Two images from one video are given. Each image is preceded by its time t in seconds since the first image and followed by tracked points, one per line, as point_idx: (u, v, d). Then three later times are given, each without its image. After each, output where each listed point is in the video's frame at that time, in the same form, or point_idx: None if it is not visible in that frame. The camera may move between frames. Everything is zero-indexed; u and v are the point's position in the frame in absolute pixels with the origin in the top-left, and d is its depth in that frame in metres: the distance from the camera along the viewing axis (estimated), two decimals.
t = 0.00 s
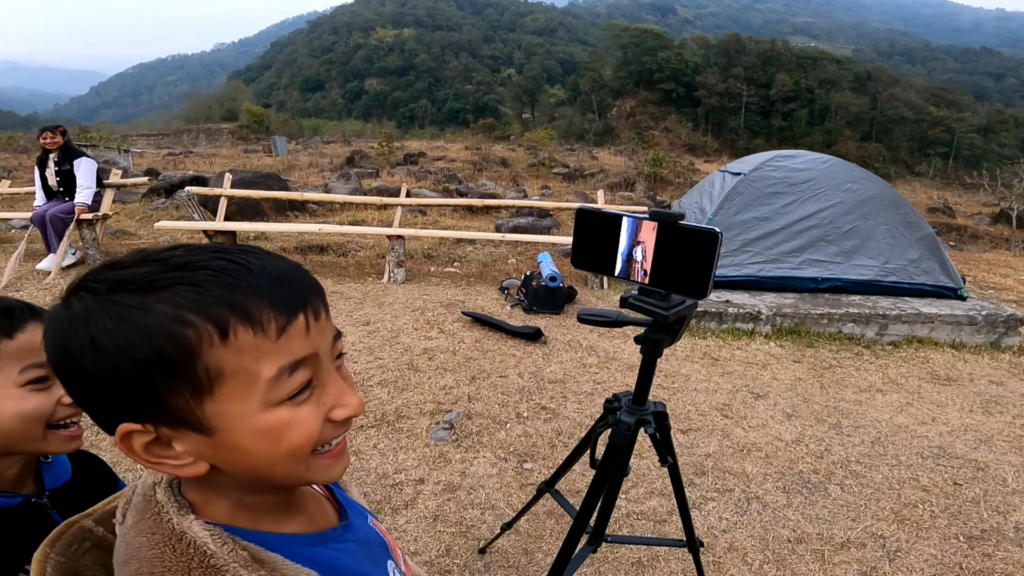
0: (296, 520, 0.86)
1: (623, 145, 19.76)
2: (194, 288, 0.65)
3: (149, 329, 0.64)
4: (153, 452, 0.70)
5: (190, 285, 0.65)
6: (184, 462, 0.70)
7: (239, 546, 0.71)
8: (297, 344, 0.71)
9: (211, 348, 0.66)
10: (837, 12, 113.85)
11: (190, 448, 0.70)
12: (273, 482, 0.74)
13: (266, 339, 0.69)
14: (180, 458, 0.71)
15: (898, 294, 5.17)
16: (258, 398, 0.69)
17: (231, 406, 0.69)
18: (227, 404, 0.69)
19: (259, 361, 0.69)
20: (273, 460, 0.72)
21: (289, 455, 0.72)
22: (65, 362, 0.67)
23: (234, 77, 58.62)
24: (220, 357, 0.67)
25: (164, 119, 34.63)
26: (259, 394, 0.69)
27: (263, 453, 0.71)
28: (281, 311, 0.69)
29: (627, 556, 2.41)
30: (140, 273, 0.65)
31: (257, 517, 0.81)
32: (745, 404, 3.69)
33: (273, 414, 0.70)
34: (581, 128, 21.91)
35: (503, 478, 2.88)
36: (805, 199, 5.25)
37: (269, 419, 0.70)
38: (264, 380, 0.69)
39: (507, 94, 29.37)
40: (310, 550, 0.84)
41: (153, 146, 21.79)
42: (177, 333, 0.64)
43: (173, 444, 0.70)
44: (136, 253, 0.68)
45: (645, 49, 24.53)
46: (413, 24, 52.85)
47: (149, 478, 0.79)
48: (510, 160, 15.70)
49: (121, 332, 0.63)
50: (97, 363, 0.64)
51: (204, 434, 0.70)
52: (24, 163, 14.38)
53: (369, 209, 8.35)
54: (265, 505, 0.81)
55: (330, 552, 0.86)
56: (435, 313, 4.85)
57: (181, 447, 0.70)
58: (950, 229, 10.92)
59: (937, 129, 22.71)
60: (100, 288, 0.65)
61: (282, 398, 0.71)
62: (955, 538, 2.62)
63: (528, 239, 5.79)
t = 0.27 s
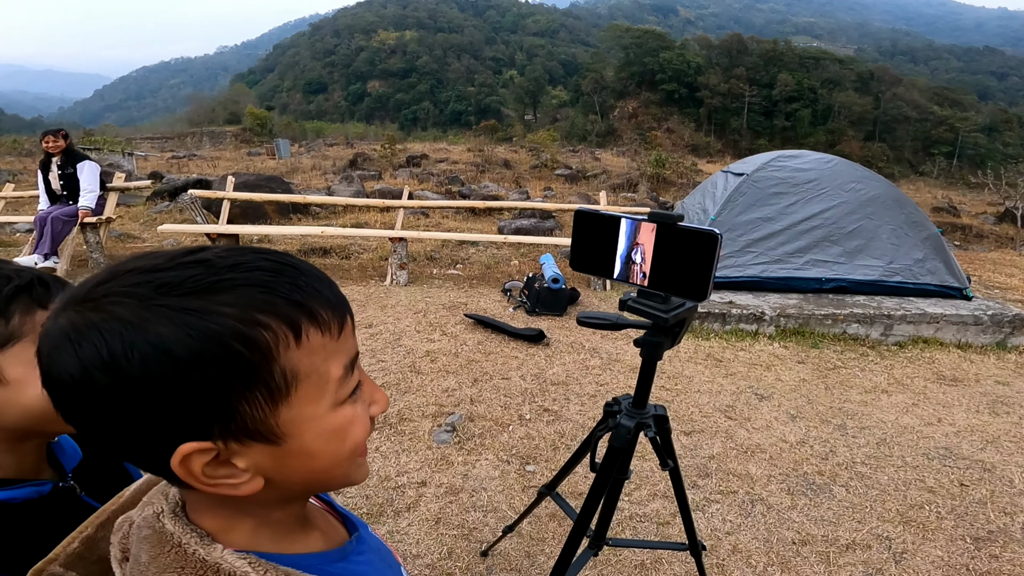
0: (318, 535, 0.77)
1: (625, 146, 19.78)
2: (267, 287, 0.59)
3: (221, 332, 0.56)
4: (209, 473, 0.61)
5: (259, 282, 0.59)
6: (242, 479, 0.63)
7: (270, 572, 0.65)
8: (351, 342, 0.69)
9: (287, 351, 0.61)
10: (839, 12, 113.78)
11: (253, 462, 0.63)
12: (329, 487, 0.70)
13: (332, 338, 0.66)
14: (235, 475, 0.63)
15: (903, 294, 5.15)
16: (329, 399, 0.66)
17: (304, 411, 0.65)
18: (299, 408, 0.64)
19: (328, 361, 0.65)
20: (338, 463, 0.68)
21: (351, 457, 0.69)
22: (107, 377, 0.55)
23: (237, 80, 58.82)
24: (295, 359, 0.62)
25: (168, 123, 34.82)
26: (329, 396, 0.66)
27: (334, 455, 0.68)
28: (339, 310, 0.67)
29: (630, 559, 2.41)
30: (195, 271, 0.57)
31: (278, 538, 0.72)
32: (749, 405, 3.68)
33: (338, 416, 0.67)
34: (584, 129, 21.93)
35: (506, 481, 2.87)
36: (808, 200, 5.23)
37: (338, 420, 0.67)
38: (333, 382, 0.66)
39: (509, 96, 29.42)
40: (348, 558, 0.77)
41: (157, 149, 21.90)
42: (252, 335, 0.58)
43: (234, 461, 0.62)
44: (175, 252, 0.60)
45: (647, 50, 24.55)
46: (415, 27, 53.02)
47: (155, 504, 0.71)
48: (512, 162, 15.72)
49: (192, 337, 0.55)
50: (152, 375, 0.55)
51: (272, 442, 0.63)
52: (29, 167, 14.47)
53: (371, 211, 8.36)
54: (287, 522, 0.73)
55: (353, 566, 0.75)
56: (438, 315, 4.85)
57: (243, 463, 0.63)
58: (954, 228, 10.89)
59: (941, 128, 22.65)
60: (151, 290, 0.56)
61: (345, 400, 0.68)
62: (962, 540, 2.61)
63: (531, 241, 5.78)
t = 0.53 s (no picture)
0: (337, 547, 0.77)
1: (625, 148, 19.80)
2: (285, 294, 0.59)
3: (247, 342, 0.55)
4: (243, 488, 0.61)
5: (277, 290, 0.59)
6: (277, 492, 0.62)
7: None
8: (367, 344, 0.69)
9: (312, 357, 0.61)
10: (838, 13, 113.96)
11: (286, 474, 0.63)
12: (358, 492, 0.70)
13: (350, 341, 0.66)
14: (269, 487, 0.62)
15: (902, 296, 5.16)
16: (354, 403, 0.66)
17: (332, 416, 0.64)
18: (328, 414, 0.64)
19: (351, 365, 0.65)
20: (367, 466, 0.69)
21: (378, 459, 0.69)
22: (131, 397, 0.54)
23: (237, 83, 58.95)
24: (321, 364, 0.62)
25: (169, 127, 34.92)
26: (355, 399, 0.66)
27: (363, 458, 0.68)
28: (354, 313, 0.67)
29: (628, 562, 2.41)
30: (211, 284, 0.57)
31: (306, 552, 0.73)
32: (748, 408, 3.68)
33: (364, 420, 0.67)
34: (584, 132, 21.97)
35: (504, 484, 2.88)
36: (807, 202, 5.23)
37: (364, 424, 0.67)
38: (358, 384, 0.66)
39: (509, 99, 29.47)
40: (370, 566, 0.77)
41: (158, 153, 21.96)
42: (279, 344, 0.58)
43: (269, 473, 0.62)
44: (184, 266, 0.59)
45: (646, 52, 24.60)
46: (415, 30, 53.17)
47: (172, 525, 0.69)
48: (513, 165, 15.74)
49: (220, 350, 0.54)
50: (179, 394, 0.54)
51: (303, 451, 0.63)
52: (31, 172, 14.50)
53: (372, 215, 8.38)
54: (311, 531, 0.73)
55: None
56: (437, 320, 4.86)
57: (277, 475, 0.62)
58: (955, 229, 10.87)
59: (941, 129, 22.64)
60: (169, 306, 0.54)
61: (369, 402, 0.68)
62: (961, 542, 2.61)
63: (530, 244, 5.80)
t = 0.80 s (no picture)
0: (360, 559, 0.77)
1: (626, 149, 19.79)
2: (309, 293, 0.59)
3: (276, 344, 0.55)
4: (273, 497, 0.60)
5: (302, 289, 0.58)
6: (306, 501, 0.62)
7: None
8: (390, 344, 0.69)
9: (339, 357, 0.60)
10: (839, 13, 114.01)
11: (316, 481, 0.62)
12: (385, 497, 0.69)
13: (374, 340, 0.65)
14: (299, 497, 0.62)
15: (906, 296, 5.15)
16: (381, 405, 0.66)
17: (359, 420, 0.64)
18: (355, 419, 0.64)
19: (376, 366, 0.65)
20: (394, 471, 0.68)
21: (405, 462, 0.69)
22: (158, 404, 0.53)
23: (238, 85, 59.08)
24: (347, 365, 0.61)
25: (171, 128, 34.98)
26: (381, 401, 0.66)
27: (391, 462, 0.68)
28: (376, 312, 0.67)
29: (632, 564, 2.40)
30: (235, 284, 0.56)
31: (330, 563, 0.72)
32: (751, 409, 3.67)
33: (390, 422, 0.67)
34: (585, 133, 21.97)
35: (506, 486, 2.87)
36: (810, 202, 5.23)
37: (390, 427, 0.67)
38: (382, 386, 0.66)
39: (510, 99, 29.49)
40: None
41: (161, 155, 22.02)
42: (306, 344, 0.57)
43: (298, 482, 0.61)
44: (204, 268, 0.58)
45: (647, 53, 24.60)
46: (416, 31, 53.25)
47: (191, 540, 0.68)
48: (514, 166, 15.74)
49: (249, 353, 0.54)
50: (203, 398, 0.53)
51: (332, 456, 0.62)
52: (34, 173, 14.53)
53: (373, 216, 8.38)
54: (334, 543, 0.72)
55: None
56: (439, 320, 4.86)
57: (306, 484, 0.62)
58: (958, 229, 10.85)
59: (944, 129, 22.63)
60: (193, 307, 0.54)
61: (395, 404, 0.68)
62: (967, 543, 2.60)
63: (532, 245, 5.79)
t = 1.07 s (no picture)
0: (368, 565, 0.77)
1: (630, 148, 19.75)
2: (309, 291, 0.59)
3: (275, 340, 0.55)
4: (273, 500, 0.59)
5: (301, 287, 0.58)
6: (308, 503, 0.61)
7: None
8: (393, 344, 0.68)
9: (340, 355, 0.60)
10: (842, 12, 113.82)
11: (317, 485, 0.61)
12: (389, 501, 0.68)
13: (377, 338, 0.65)
14: (301, 500, 0.61)
15: (912, 296, 5.12)
16: (384, 405, 0.65)
17: (361, 420, 0.63)
18: (358, 418, 0.63)
19: (378, 364, 0.64)
20: (401, 472, 0.67)
21: (410, 464, 0.68)
22: (157, 404, 0.53)
23: (241, 85, 59.22)
24: (349, 364, 0.61)
25: (175, 129, 35.07)
26: (384, 401, 0.65)
27: (396, 464, 0.67)
28: (379, 311, 0.66)
29: (637, 564, 2.40)
30: (233, 282, 0.56)
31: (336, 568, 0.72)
32: (756, 409, 3.66)
33: (394, 423, 0.66)
34: (588, 133, 21.94)
35: (511, 486, 2.87)
36: (814, 201, 5.21)
37: (393, 428, 0.66)
38: (385, 385, 0.65)
39: (513, 99, 29.49)
40: None
41: (165, 155, 22.08)
42: (306, 341, 0.57)
43: (299, 484, 0.60)
44: (205, 266, 0.59)
45: (650, 52, 24.57)
46: (419, 32, 53.30)
47: (198, 542, 0.69)
48: (517, 166, 15.73)
49: (249, 350, 0.54)
50: (202, 396, 0.53)
51: (334, 458, 0.62)
52: (38, 174, 14.57)
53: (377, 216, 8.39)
54: (339, 551, 0.71)
55: None
56: (443, 321, 4.85)
57: (308, 486, 0.61)
58: (963, 228, 10.80)
59: (948, 128, 22.55)
60: (192, 305, 0.54)
61: (399, 404, 0.67)
62: (974, 543, 2.59)
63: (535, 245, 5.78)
